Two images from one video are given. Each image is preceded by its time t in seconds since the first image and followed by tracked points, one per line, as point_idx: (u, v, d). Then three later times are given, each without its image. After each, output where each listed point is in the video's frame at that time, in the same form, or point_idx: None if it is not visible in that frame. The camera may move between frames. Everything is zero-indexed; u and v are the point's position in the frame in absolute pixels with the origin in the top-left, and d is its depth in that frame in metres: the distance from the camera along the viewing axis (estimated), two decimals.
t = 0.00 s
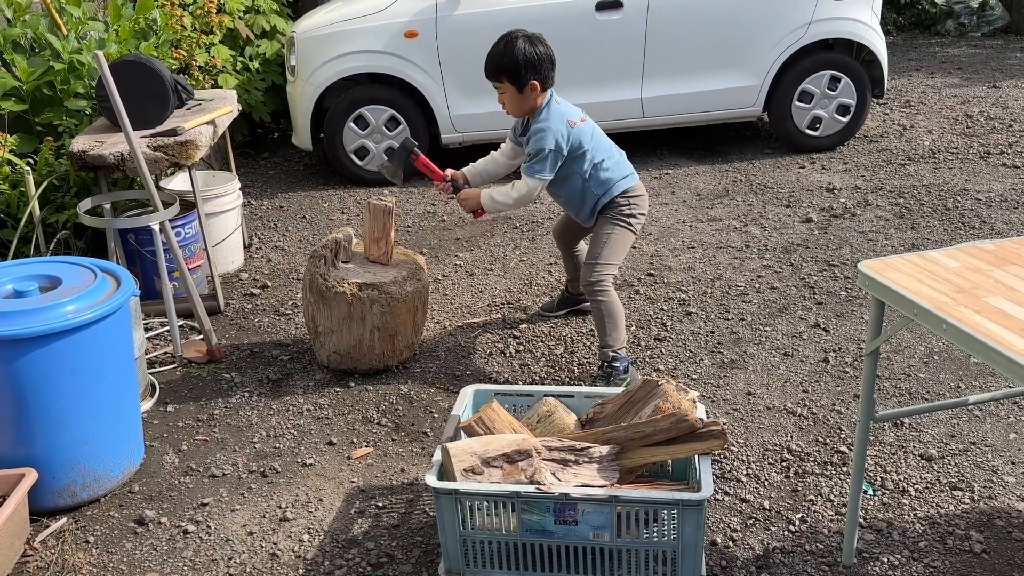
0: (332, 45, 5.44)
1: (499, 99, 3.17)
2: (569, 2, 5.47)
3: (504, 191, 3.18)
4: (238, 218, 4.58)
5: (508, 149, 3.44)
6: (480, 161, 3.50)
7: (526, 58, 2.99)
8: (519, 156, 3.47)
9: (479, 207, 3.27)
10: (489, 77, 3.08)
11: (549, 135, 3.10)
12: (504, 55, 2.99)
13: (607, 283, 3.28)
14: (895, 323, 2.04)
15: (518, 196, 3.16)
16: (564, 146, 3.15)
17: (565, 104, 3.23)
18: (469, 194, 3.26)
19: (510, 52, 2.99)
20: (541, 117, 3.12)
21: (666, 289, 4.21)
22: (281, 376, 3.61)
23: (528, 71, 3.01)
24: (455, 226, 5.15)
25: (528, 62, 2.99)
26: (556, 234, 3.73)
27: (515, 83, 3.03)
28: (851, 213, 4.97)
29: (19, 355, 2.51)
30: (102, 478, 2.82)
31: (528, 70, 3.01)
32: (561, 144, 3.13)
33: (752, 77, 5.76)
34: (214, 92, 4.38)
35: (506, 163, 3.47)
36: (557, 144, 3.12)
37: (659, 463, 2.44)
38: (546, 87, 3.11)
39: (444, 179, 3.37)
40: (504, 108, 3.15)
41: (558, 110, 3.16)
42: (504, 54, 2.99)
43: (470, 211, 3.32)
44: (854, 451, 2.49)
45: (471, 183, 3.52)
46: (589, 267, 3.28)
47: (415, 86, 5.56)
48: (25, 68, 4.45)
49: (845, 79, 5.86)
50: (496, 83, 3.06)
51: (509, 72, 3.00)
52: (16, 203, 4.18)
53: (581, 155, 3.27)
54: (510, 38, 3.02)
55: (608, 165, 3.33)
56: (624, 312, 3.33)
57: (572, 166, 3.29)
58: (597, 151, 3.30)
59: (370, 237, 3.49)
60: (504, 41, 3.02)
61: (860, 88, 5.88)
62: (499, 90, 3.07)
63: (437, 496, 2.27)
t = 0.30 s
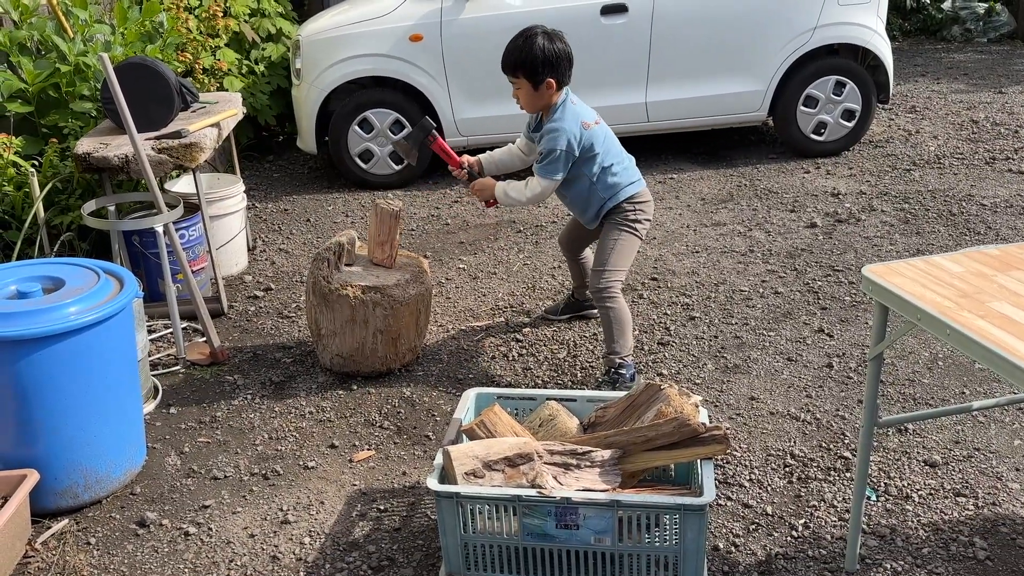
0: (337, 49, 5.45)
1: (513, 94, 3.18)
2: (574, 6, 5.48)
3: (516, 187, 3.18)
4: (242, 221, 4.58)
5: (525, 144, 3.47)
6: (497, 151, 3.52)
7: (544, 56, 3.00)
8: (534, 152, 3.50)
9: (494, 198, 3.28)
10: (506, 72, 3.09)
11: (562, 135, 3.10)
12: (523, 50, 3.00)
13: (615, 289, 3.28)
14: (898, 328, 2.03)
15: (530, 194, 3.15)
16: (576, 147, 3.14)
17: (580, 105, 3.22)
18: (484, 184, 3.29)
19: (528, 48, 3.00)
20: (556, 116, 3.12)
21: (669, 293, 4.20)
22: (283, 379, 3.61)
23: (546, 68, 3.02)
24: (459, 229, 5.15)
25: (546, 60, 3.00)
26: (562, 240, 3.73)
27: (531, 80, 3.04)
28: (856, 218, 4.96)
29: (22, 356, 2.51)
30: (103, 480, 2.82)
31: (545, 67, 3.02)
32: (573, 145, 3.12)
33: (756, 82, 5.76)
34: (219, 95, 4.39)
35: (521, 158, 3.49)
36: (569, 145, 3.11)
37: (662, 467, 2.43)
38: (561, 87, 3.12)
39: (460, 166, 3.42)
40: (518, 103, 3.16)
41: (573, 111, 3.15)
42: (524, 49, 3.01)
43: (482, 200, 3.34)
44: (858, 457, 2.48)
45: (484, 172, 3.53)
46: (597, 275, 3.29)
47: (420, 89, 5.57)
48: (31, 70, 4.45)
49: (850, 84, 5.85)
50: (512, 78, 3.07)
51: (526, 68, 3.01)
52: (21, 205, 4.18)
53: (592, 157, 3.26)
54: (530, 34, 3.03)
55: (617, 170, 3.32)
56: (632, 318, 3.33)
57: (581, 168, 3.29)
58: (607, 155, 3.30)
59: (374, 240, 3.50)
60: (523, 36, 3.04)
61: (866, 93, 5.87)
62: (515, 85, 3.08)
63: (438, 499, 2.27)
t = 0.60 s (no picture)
0: (347, 59, 5.48)
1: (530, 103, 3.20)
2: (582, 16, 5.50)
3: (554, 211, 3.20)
4: (252, 229, 4.61)
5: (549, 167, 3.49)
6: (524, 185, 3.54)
7: (565, 67, 3.02)
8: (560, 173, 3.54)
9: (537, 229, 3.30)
10: (526, 79, 3.12)
11: (580, 146, 3.12)
12: (544, 58, 3.03)
13: (626, 299, 3.28)
14: (909, 342, 2.04)
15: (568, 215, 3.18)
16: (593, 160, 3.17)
17: (596, 118, 3.25)
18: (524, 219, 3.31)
19: (549, 57, 3.02)
20: (572, 127, 3.15)
21: (678, 303, 4.21)
22: (293, 388, 3.62)
23: (565, 79, 3.04)
24: (468, 239, 5.17)
25: (566, 70, 3.03)
26: (572, 249, 3.75)
27: (550, 90, 3.06)
28: (864, 228, 4.96)
29: (38, 366, 2.53)
30: (115, 489, 2.84)
31: (565, 79, 3.05)
32: (591, 156, 3.15)
33: (764, 92, 5.77)
34: (230, 105, 4.43)
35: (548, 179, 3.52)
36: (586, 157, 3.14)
37: (672, 479, 2.44)
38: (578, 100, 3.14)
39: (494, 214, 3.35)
40: (533, 112, 3.18)
41: (590, 123, 3.19)
42: (545, 57, 3.03)
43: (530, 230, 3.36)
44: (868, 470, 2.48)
45: (517, 206, 3.53)
46: (607, 285, 3.29)
47: (429, 99, 5.60)
48: (45, 80, 4.47)
49: (858, 94, 5.86)
50: (531, 86, 3.09)
51: (546, 77, 3.04)
52: (34, 214, 4.21)
53: (607, 169, 3.28)
54: (552, 44, 3.06)
55: (632, 182, 3.34)
56: (641, 328, 3.33)
57: (597, 180, 3.31)
58: (623, 167, 3.32)
59: (383, 249, 3.51)
60: (546, 45, 3.06)
61: (873, 103, 5.88)
62: (533, 93, 3.10)
63: (449, 510, 2.28)
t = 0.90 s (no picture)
0: (353, 70, 5.50)
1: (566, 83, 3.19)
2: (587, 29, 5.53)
3: (542, 172, 3.17)
4: (258, 241, 4.62)
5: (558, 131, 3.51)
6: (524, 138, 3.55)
7: (602, 44, 3.00)
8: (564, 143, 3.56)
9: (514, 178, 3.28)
10: (560, 58, 3.11)
11: (608, 130, 3.08)
12: (580, 35, 3.02)
13: (629, 311, 3.30)
14: (917, 361, 2.04)
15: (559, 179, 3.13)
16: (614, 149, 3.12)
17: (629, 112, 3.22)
18: (505, 165, 3.26)
19: (585, 34, 3.01)
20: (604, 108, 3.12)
21: (683, 316, 4.21)
22: (299, 401, 3.62)
23: (601, 56, 3.02)
24: (473, 250, 5.18)
25: (601, 48, 3.01)
26: (575, 264, 3.75)
27: (584, 67, 3.04)
28: (869, 240, 4.96)
29: (45, 381, 2.54)
30: (122, 503, 2.84)
31: (601, 56, 3.03)
32: (612, 144, 3.10)
33: (769, 104, 5.78)
34: (237, 117, 4.44)
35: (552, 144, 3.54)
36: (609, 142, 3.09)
37: (679, 496, 2.43)
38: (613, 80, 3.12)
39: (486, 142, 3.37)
40: (568, 90, 3.17)
41: (624, 114, 3.15)
42: (583, 33, 3.01)
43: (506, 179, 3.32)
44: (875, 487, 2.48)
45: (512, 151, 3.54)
46: (609, 300, 3.31)
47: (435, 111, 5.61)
48: (53, 93, 4.51)
49: (863, 105, 5.86)
50: (566, 64, 3.08)
51: (580, 54, 3.02)
52: (41, 226, 4.23)
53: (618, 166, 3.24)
54: (590, 21, 3.05)
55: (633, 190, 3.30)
56: (646, 341, 3.35)
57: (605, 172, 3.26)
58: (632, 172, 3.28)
59: (388, 262, 3.52)
60: (582, 23, 3.06)
61: (878, 114, 5.88)
62: (568, 70, 3.08)
63: (456, 527, 2.28)
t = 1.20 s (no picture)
0: (354, 76, 5.52)
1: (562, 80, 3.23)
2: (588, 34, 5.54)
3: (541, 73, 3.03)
4: (259, 246, 4.62)
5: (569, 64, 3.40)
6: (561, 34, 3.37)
7: (589, 46, 3.02)
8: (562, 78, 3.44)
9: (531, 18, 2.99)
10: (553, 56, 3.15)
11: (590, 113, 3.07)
12: (568, 37, 3.03)
13: (622, 318, 3.30)
14: (916, 364, 2.04)
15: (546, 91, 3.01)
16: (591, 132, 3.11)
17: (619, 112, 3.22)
18: None
19: (572, 35, 3.03)
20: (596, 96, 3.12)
21: (683, 320, 4.21)
22: (299, 405, 3.63)
23: (589, 58, 3.04)
24: (473, 255, 5.18)
25: (589, 49, 3.02)
26: (569, 273, 3.76)
27: (574, 67, 3.07)
28: (870, 245, 4.96)
29: (44, 385, 2.54)
30: (122, 507, 2.84)
31: (588, 56, 3.04)
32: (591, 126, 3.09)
33: (769, 109, 5.79)
34: (238, 122, 4.45)
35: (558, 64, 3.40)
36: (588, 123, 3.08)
37: (678, 499, 2.43)
38: (605, 78, 3.13)
39: None
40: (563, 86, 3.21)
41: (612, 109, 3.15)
42: (571, 35, 3.03)
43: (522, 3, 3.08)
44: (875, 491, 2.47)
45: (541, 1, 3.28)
46: (600, 307, 3.31)
47: (435, 116, 5.62)
48: (54, 98, 4.53)
49: (863, 111, 5.87)
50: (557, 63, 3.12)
51: (568, 55, 3.05)
52: (42, 231, 4.24)
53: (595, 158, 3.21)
54: (581, 20, 3.05)
55: (607, 186, 3.27)
56: (642, 345, 3.34)
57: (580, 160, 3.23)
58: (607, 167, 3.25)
59: (389, 267, 3.52)
60: (573, 23, 3.07)
61: (879, 119, 5.88)
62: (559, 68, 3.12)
63: (455, 531, 2.27)
